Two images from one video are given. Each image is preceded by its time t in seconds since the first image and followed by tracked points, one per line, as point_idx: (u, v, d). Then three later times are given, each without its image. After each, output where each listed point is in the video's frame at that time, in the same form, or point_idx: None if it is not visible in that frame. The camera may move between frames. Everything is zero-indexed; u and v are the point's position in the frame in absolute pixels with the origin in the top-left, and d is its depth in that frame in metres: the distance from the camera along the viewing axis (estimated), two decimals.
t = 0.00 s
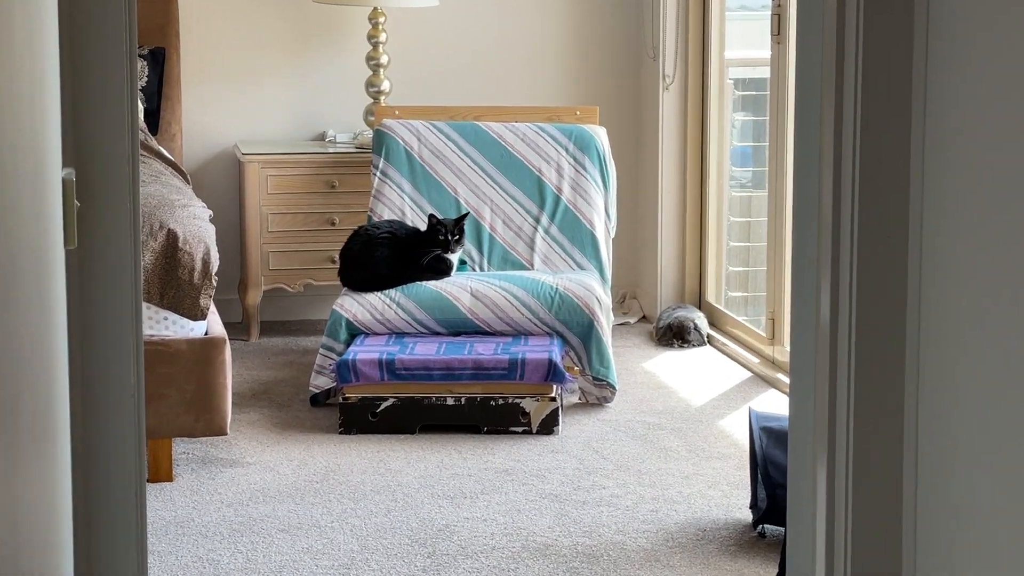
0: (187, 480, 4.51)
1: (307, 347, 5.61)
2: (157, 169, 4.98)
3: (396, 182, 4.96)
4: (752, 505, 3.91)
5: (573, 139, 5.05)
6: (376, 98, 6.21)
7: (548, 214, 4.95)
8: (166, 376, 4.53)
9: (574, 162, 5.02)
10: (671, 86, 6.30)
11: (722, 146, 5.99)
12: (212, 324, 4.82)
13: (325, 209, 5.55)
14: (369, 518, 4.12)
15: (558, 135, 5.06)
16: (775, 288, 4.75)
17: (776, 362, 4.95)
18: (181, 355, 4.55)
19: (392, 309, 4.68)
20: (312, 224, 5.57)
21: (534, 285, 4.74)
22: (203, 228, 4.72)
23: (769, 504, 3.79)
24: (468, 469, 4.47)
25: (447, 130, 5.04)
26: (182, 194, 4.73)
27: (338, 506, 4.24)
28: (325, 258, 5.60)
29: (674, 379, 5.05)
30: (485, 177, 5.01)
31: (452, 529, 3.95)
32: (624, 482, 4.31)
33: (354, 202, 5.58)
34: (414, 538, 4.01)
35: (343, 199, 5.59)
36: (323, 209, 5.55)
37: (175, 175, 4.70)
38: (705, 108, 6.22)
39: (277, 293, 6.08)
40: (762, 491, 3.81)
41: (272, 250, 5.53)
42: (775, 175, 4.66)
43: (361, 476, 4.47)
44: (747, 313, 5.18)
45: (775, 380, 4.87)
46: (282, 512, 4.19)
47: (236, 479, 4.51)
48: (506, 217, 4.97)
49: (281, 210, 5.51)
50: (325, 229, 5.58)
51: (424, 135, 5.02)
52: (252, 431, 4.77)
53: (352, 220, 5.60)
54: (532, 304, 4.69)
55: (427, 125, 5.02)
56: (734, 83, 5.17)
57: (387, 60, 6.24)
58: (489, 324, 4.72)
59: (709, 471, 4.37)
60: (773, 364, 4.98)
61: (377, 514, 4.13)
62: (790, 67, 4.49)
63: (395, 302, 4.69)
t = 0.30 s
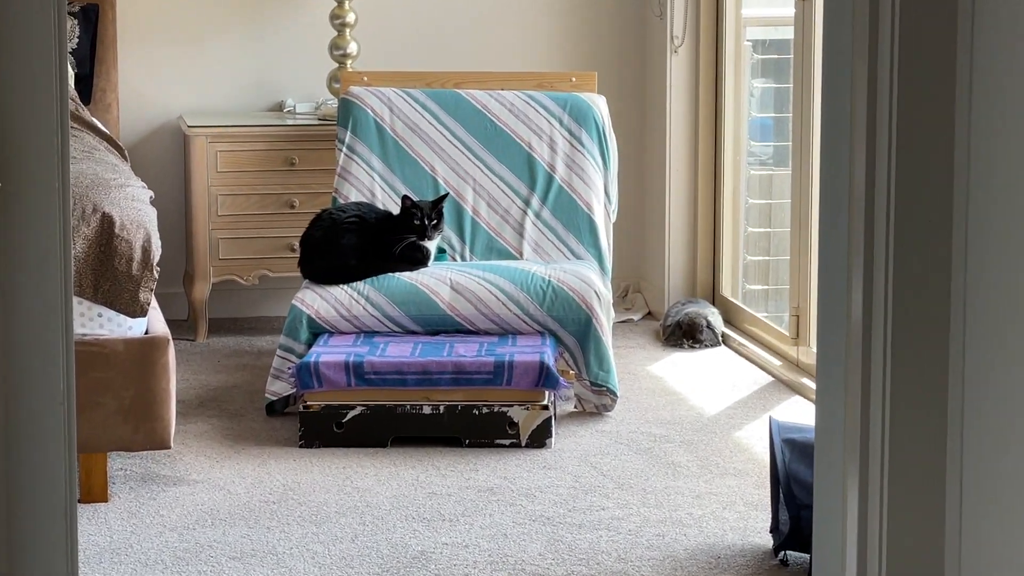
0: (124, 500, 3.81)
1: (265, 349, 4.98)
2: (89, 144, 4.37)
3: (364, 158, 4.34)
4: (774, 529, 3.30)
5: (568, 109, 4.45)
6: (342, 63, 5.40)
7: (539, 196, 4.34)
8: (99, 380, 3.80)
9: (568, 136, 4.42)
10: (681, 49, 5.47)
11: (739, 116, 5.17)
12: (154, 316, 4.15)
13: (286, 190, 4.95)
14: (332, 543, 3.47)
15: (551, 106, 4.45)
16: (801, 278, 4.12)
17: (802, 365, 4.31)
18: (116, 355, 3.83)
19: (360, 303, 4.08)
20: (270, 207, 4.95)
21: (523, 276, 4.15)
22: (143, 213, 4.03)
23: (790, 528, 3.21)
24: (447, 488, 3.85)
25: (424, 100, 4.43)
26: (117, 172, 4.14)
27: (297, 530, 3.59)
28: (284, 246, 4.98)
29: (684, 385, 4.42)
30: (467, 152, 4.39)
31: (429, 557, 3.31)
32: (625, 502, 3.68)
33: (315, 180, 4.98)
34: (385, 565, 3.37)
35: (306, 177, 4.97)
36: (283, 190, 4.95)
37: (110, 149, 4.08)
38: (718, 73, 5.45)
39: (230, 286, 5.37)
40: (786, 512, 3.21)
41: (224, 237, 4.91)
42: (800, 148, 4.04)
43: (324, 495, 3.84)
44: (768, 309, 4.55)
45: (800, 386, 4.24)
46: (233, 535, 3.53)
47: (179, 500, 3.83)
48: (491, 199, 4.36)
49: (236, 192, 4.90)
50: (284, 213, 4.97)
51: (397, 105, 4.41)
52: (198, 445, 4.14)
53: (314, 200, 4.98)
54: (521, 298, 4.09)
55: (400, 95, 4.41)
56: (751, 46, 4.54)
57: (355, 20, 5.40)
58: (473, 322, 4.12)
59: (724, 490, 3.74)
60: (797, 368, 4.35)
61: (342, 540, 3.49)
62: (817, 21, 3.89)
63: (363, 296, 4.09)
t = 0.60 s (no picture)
0: (58, 519, 3.25)
1: (220, 347, 4.47)
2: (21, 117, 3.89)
3: (331, 132, 3.87)
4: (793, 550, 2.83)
5: (562, 77, 3.97)
6: (305, 24, 4.81)
7: (529, 174, 3.87)
8: (31, 385, 3.09)
9: (561, 108, 3.94)
10: (688, 8, 4.86)
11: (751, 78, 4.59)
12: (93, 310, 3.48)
13: (243, 168, 4.48)
14: (294, 568, 2.95)
15: (542, 73, 3.98)
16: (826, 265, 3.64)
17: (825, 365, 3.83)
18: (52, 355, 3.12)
19: (326, 296, 3.61)
20: (224, 186, 4.47)
21: (511, 266, 3.68)
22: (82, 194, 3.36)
23: (813, 548, 2.72)
24: (425, 505, 3.36)
25: (399, 66, 3.95)
26: (52, 148, 3.65)
27: (255, 552, 3.07)
28: (241, 231, 4.52)
29: (693, 387, 3.93)
30: (447, 125, 3.92)
31: None
32: (626, 520, 3.19)
33: (271, 157, 4.49)
34: None
35: (264, 154, 4.49)
36: (240, 168, 4.48)
37: (45, 121, 3.64)
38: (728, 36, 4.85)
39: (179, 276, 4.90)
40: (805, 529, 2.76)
41: (173, 221, 4.44)
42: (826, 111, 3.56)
43: (286, 513, 3.33)
44: (788, 302, 4.07)
45: (823, 389, 3.76)
46: (182, 560, 3.00)
47: (122, 519, 3.28)
48: (474, 178, 3.89)
49: (186, 171, 4.42)
50: (241, 193, 4.49)
51: (368, 72, 3.94)
52: (142, 456, 3.64)
53: (276, 179, 4.51)
54: (508, 290, 3.63)
55: (373, 61, 3.94)
56: (767, 6, 4.05)
57: None
58: (454, 317, 3.65)
59: (737, 507, 3.24)
60: (820, 369, 3.87)
61: (307, 565, 2.98)
62: None
63: (330, 288, 3.63)
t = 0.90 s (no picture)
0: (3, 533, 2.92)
1: (183, 346, 4.18)
2: None
3: (303, 110, 3.58)
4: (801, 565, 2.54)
5: (554, 49, 3.68)
6: None
7: (518, 155, 3.59)
8: None
9: (554, 83, 3.65)
10: None
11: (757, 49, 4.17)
12: (44, 304, 3.09)
13: (207, 149, 4.20)
14: None
15: (533, 45, 3.68)
16: (842, 252, 3.35)
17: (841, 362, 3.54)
18: None
19: (298, 288, 3.33)
20: (186, 168, 4.19)
21: (499, 255, 3.40)
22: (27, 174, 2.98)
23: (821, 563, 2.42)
24: (406, 514, 3.06)
25: (377, 38, 3.66)
26: None
27: (219, 568, 2.76)
28: (205, 218, 4.24)
29: (698, 385, 3.64)
30: (430, 102, 3.63)
31: None
32: (624, 532, 2.89)
33: (238, 139, 4.21)
34: None
35: (228, 134, 4.21)
36: (204, 149, 4.20)
37: None
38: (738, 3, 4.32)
39: (137, 268, 4.61)
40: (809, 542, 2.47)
41: (130, 207, 4.15)
42: (842, 83, 3.27)
43: (256, 523, 3.03)
44: (801, 294, 3.78)
45: (839, 389, 3.47)
46: None
47: (76, 531, 2.96)
48: (459, 160, 3.60)
49: (145, 152, 4.14)
50: (205, 175, 4.21)
51: (344, 45, 3.64)
52: (97, 462, 3.33)
53: (242, 161, 4.23)
54: (496, 282, 3.34)
55: (348, 31, 3.65)
56: None
57: None
58: (437, 311, 3.36)
59: (744, 517, 2.95)
60: (835, 367, 3.58)
61: None
62: None
63: (303, 280, 3.34)
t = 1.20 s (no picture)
0: None
1: (144, 342, 3.93)
2: None
3: (276, 87, 3.32)
4: None
5: (549, 21, 3.41)
6: None
7: (510, 137, 3.33)
8: None
9: (548, 57, 3.39)
10: None
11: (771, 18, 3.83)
12: None
13: (171, 130, 3.94)
14: None
15: (526, 17, 3.41)
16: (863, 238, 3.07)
17: (861, 361, 3.26)
18: None
19: (271, 281, 3.06)
20: (151, 150, 3.94)
21: (489, 245, 3.13)
22: None
23: None
24: (390, 527, 2.78)
25: (356, 9, 3.38)
26: None
27: None
28: (170, 205, 3.98)
29: (706, 385, 3.36)
30: (414, 78, 3.36)
31: None
32: (626, 546, 2.61)
33: (207, 120, 3.96)
34: None
35: (193, 112, 3.95)
36: (168, 130, 3.94)
37: None
38: None
39: (94, 259, 4.35)
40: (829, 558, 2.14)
41: (88, 192, 3.91)
42: (863, 52, 3.01)
43: (224, 536, 2.75)
44: (818, 286, 3.51)
45: (859, 389, 3.19)
46: None
47: (29, 546, 2.67)
48: (446, 142, 3.34)
49: (104, 134, 3.89)
50: (169, 158, 3.96)
51: (320, 16, 3.37)
52: (52, 471, 3.05)
53: (209, 144, 3.97)
54: (486, 274, 3.07)
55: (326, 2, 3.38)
56: None
57: None
58: (423, 307, 3.09)
59: (757, 529, 2.67)
60: (854, 365, 3.31)
61: None
62: None
63: (276, 272, 3.07)
